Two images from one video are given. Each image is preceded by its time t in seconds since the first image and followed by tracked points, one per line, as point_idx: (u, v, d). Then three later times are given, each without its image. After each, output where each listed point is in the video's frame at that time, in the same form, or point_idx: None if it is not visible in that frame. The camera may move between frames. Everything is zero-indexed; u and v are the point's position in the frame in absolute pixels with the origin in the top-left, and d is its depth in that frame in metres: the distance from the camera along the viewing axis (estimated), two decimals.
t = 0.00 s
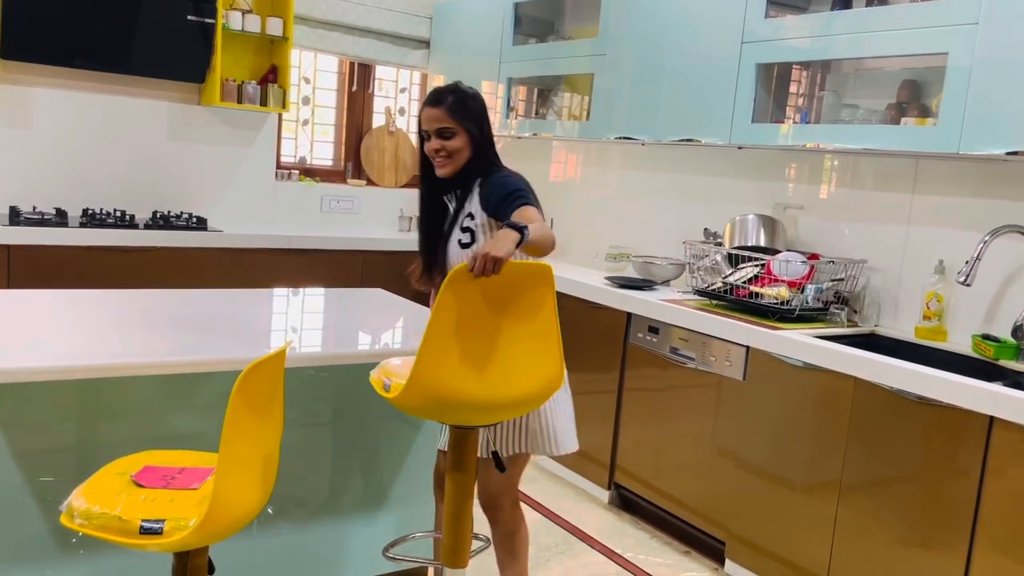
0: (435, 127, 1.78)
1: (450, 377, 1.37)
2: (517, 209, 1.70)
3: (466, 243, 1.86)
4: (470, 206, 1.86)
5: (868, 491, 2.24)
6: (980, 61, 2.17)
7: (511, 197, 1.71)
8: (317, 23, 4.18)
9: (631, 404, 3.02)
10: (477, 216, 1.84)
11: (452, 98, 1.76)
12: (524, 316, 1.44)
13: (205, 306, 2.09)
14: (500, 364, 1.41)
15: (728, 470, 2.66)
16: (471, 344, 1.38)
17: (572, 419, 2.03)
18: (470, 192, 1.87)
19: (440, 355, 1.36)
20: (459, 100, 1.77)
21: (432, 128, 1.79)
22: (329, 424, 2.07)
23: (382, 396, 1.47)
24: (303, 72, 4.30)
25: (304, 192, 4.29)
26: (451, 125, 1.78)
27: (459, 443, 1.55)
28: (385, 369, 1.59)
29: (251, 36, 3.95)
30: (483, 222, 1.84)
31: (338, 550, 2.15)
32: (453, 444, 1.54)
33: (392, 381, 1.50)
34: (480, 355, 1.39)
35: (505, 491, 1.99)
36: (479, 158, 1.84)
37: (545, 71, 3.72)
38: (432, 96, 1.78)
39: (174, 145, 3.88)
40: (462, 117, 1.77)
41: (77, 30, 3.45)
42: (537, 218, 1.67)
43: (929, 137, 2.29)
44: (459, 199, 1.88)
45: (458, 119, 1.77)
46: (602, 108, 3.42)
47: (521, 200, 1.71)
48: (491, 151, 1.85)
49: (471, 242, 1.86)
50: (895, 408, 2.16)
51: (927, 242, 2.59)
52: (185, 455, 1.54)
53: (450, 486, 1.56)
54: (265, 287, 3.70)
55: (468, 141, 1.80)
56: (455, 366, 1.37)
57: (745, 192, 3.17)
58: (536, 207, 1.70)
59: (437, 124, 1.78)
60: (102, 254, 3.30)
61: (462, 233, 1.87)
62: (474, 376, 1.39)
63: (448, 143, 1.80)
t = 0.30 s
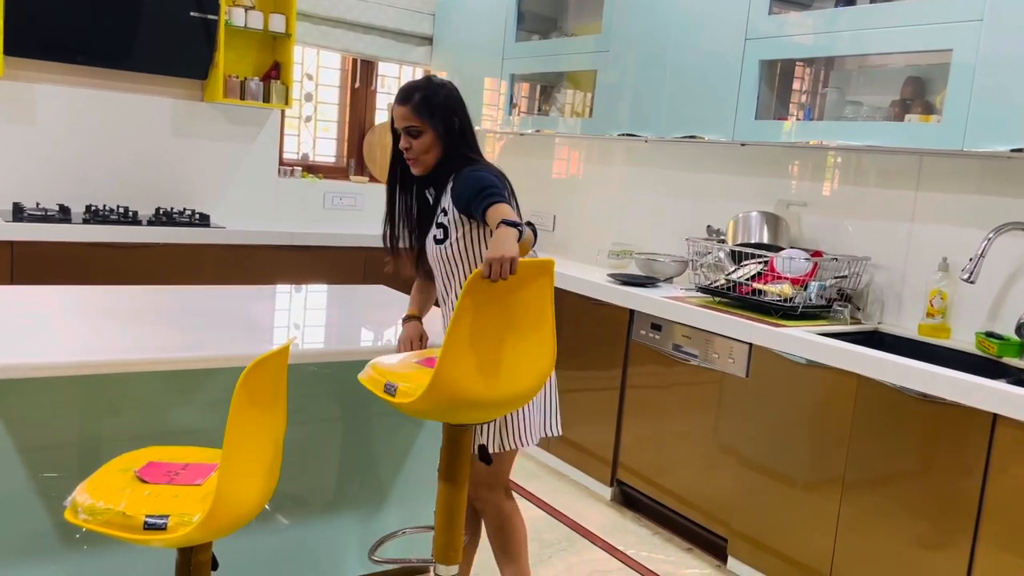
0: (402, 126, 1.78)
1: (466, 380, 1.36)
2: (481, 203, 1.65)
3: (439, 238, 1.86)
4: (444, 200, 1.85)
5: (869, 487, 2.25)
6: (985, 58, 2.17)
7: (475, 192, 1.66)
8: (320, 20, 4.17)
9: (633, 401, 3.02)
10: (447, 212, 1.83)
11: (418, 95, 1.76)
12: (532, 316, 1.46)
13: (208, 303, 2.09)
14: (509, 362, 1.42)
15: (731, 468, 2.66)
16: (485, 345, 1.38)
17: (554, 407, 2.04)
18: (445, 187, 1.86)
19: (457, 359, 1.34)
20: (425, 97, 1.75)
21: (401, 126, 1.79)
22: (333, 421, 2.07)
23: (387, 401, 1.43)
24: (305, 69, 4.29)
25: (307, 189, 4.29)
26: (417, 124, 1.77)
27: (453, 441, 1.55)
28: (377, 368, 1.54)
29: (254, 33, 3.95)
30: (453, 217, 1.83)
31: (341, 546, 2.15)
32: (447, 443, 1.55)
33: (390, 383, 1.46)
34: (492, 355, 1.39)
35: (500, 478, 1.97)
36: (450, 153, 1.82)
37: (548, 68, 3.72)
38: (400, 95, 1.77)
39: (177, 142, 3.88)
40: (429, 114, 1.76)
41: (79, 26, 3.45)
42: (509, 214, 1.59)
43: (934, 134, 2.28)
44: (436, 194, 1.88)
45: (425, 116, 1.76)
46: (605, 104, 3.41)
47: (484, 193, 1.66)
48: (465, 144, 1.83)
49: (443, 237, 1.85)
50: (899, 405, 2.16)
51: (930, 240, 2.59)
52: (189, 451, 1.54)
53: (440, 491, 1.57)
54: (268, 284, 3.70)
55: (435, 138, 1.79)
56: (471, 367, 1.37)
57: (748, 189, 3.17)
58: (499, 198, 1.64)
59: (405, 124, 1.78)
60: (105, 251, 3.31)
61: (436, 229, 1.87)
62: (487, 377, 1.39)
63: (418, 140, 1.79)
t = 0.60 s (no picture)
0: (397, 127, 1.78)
1: (472, 378, 1.39)
2: (466, 197, 1.64)
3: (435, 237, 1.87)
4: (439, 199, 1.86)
5: (873, 486, 2.24)
6: (991, 56, 2.16)
7: (458, 188, 1.66)
8: (325, 16, 4.17)
9: (637, 398, 3.02)
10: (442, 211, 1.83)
11: (411, 95, 1.76)
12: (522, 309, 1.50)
13: (213, 299, 2.10)
14: (506, 355, 1.46)
15: (734, 465, 2.66)
16: (488, 342, 1.40)
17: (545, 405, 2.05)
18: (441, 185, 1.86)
19: (464, 358, 1.36)
20: (418, 98, 1.75)
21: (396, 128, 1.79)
22: (337, 417, 2.08)
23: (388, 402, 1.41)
24: (310, 65, 4.29)
25: (311, 186, 4.30)
26: (413, 124, 1.77)
27: (443, 441, 1.57)
28: (370, 369, 1.48)
29: (258, 30, 3.95)
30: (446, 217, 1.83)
31: (344, 541, 2.16)
32: (436, 443, 1.57)
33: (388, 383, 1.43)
34: (494, 351, 1.42)
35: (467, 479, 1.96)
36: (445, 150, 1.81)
37: (552, 64, 3.72)
38: (394, 96, 1.77)
39: (182, 138, 3.89)
40: (424, 114, 1.76)
41: (84, 23, 3.46)
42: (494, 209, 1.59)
43: (939, 131, 2.28)
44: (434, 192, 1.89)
45: (420, 117, 1.76)
46: (610, 101, 3.41)
47: (469, 187, 1.65)
48: (460, 142, 1.82)
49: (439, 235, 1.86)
50: (903, 403, 2.16)
51: (935, 238, 2.58)
52: (194, 446, 1.54)
53: (432, 490, 1.59)
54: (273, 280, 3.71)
55: (431, 137, 1.79)
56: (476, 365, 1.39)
57: (753, 186, 3.16)
58: (485, 193, 1.63)
59: (400, 125, 1.78)
60: (111, 246, 3.31)
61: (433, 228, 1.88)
62: (489, 373, 1.42)
63: (413, 141, 1.79)
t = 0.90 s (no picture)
0: (414, 121, 1.83)
1: (460, 372, 1.44)
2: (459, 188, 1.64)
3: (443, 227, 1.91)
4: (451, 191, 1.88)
5: (879, 484, 2.24)
6: (1000, 53, 2.15)
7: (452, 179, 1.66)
8: (332, 12, 4.17)
9: (643, 395, 3.02)
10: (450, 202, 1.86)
11: (428, 90, 1.80)
12: (523, 309, 1.51)
13: (220, 294, 2.11)
14: (504, 354, 1.49)
15: (738, 462, 2.67)
16: (479, 339, 1.44)
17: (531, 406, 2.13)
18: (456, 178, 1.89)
19: (452, 353, 1.41)
20: (434, 92, 1.80)
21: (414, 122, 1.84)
22: (343, 412, 2.08)
23: (382, 392, 1.48)
24: (318, 61, 4.29)
25: (318, 181, 4.30)
26: (429, 118, 1.81)
27: (447, 436, 1.58)
28: (372, 360, 1.57)
29: (266, 25, 3.95)
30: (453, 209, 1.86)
31: (349, 536, 2.17)
32: (441, 438, 1.59)
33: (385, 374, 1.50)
34: (487, 349, 1.46)
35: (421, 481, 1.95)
36: (458, 144, 1.84)
37: (560, 61, 3.71)
38: (412, 91, 1.82)
39: (190, 133, 3.90)
40: (438, 108, 1.80)
41: (93, 18, 3.47)
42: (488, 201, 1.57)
43: (948, 129, 2.26)
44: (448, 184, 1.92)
45: (434, 111, 1.80)
46: (617, 98, 3.40)
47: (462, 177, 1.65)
48: (475, 135, 1.84)
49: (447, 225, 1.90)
50: (910, 402, 2.15)
51: (943, 236, 2.57)
52: (201, 441, 1.55)
53: (437, 482, 1.61)
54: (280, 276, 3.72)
55: (446, 130, 1.82)
56: (465, 361, 1.43)
57: (759, 184, 3.16)
58: (481, 185, 1.62)
59: (417, 119, 1.82)
60: (119, 241, 3.33)
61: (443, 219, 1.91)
62: (478, 369, 1.45)
63: (428, 135, 1.83)
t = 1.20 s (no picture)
0: (434, 106, 1.86)
1: (448, 362, 1.44)
2: (461, 172, 1.66)
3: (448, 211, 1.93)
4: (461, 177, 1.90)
5: (890, 483, 2.23)
6: (1016, 51, 2.13)
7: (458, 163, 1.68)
8: (345, 9, 4.18)
9: (652, 393, 3.02)
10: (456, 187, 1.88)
11: (449, 77, 1.83)
12: (520, 305, 1.50)
13: (232, 289, 2.12)
14: (498, 349, 1.48)
15: (748, 461, 2.66)
16: (469, 331, 1.45)
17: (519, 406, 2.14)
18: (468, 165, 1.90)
19: (437, 341, 1.42)
20: (454, 79, 1.82)
21: (434, 107, 1.87)
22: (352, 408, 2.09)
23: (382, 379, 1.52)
24: (330, 58, 4.31)
25: (329, 178, 4.32)
26: (449, 104, 1.84)
27: (456, 430, 1.59)
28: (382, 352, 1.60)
29: (279, 22, 3.97)
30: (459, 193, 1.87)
31: (357, 531, 2.18)
32: (451, 428, 1.59)
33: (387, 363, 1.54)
34: (478, 341, 1.46)
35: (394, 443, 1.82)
36: (474, 132, 1.85)
37: (571, 58, 3.71)
38: (435, 78, 1.86)
39: (203, 129, 3.92)
40: (457, 95, 1.82)
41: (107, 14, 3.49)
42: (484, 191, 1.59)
43: (962, 128, 2.25)
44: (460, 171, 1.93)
45: (453, 98, 1.83)
46: (628, 95, 3.39)
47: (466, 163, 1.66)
48: (491, 125, 1.85)
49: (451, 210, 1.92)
50: (921, 402, 2.14)
51: (956, 235, 2.55)
52: (211, 435, 1.56)
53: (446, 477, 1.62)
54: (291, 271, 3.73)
55: (465, 117, 1.84)
56: (454, 353, 1.44)
57: (771, 182, 3.14)
58: (482, 172, 1.63)
59: (438, 104, 1.85)
60: (132, 237, 3.35)
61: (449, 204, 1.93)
62: (467, 363, 1.45)
63: (446, 121, 1.86)
